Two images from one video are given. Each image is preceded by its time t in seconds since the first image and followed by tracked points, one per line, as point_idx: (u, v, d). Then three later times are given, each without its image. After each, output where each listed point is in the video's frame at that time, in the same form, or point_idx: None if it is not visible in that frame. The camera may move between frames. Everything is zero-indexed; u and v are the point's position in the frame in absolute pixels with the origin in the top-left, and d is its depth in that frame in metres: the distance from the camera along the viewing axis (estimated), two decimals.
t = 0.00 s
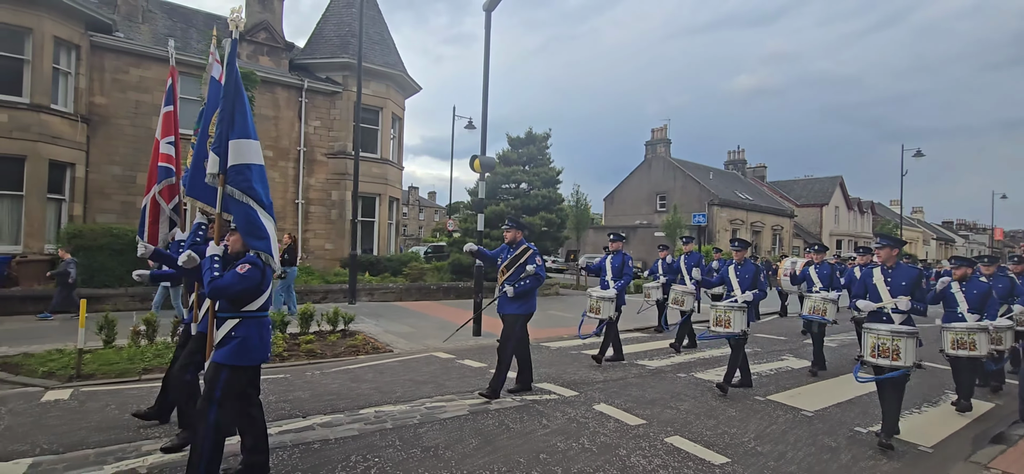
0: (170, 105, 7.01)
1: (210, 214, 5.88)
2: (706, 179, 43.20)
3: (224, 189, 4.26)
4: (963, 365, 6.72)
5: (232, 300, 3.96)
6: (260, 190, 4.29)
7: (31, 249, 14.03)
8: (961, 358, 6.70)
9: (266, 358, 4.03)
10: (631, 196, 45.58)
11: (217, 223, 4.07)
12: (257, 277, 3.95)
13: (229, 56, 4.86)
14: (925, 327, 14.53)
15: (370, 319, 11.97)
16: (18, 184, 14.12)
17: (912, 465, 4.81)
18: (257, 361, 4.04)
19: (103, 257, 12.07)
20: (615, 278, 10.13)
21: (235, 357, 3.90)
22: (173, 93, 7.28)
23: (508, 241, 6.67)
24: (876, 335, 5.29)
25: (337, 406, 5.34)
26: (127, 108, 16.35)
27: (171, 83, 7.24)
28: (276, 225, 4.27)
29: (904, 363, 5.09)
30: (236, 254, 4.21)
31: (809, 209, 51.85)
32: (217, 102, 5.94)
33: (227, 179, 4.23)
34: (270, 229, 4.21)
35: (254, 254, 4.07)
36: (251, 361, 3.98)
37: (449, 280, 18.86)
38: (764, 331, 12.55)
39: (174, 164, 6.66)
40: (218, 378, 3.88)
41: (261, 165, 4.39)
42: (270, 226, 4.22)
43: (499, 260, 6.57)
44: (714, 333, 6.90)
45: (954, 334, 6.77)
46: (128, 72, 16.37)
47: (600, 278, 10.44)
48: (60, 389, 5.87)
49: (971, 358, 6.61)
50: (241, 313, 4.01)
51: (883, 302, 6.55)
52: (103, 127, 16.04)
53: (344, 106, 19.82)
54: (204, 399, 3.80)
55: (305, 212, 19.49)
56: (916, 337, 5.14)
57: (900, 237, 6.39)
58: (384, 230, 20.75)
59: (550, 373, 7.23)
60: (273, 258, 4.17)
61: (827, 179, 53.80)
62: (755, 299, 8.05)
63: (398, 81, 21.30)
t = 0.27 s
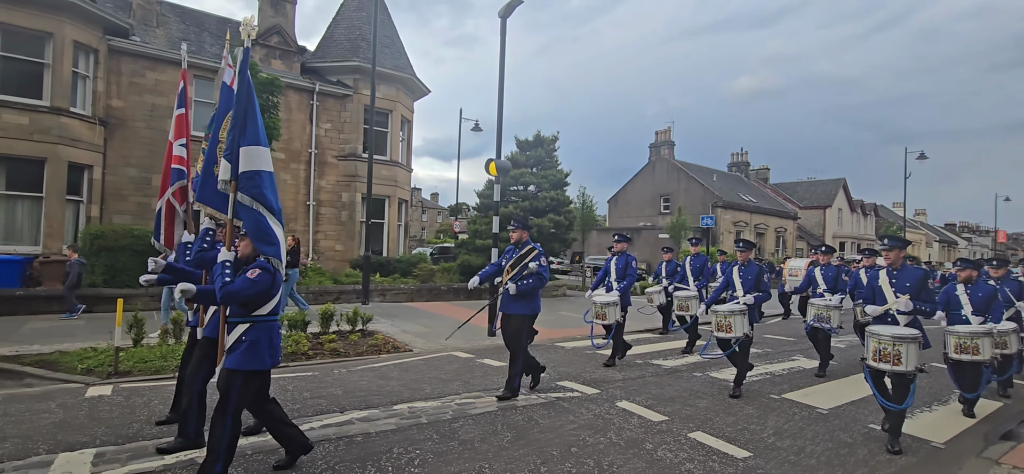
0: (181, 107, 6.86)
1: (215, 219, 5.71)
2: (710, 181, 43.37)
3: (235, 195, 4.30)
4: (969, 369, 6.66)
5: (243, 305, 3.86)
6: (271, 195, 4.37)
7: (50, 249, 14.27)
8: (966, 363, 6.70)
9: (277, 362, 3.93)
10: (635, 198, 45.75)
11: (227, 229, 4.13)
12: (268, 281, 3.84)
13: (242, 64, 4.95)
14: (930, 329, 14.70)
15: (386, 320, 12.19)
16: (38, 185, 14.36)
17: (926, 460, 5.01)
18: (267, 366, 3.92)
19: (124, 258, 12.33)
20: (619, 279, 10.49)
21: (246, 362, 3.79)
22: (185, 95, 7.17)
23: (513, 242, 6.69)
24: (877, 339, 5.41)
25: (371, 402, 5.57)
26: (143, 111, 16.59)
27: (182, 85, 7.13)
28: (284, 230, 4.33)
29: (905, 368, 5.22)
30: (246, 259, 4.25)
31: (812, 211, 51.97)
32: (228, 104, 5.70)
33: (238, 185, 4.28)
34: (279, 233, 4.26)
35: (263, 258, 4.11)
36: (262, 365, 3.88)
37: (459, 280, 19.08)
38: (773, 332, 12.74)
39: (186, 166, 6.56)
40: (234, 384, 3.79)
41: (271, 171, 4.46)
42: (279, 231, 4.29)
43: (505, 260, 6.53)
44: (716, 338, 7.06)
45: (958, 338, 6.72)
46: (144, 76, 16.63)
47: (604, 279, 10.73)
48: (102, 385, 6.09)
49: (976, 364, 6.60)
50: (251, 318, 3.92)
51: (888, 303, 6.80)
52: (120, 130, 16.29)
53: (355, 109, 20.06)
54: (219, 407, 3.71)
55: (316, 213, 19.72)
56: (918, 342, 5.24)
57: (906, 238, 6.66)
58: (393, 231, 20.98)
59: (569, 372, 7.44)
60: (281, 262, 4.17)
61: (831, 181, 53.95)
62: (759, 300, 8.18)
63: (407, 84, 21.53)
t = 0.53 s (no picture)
0: (188, 105, 6.88)
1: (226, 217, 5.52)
2: (714, 183, 43.52)
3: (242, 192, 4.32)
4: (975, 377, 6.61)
5: (250, 302, 3.88)
6: (277, 193, 4.39)
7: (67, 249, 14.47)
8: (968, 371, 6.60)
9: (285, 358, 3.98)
10: (638, 199, 45.88)
11: (235, 226, 4.12)
12: (275, 277, 3.87)
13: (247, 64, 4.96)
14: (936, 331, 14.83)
15: (399, 319, 12.36)
16: (55, 186, 14.55)
17: (940, 457, 5.17)
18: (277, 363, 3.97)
19: (143, 258, 12.54)
20: (622, 280, 10.72)
21: (259, 359, 3.84)
22: (191, 91, 7.18)
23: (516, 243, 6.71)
24: (882, 354, 5.16)
25: (399, 399, 5.75)
26: (158, 113, 16.79)
27: (189, 82, 7.13)
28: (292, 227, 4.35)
29: (913, 382, 5.02)
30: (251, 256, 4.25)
31: (816, 213, 52.04)
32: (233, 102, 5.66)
33: (245, 183, 4.31)
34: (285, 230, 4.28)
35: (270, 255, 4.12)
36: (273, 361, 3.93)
37: (467, 281, 19.25)
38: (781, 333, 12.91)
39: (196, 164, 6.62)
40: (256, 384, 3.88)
41: (277, 168, 4.50)
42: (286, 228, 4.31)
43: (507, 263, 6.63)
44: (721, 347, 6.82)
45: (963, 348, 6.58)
46: (158, 78, 16.83)
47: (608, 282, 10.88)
48: (136, 382, 6.28)
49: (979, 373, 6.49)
50: (259, 314, 3.94)
51: (892, 309, 6.57)
52: (135, 131, 16.49)
53: (364, 110, 20.26)
54: (247, 404, 3.82)
55: (326, 214, 19.90)
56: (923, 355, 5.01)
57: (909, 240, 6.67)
58: (402, 231, 21.16)
59: (587, 371, 7.61)
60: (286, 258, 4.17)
61: (834, 183, 54.05)
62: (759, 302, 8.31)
63: (416, 86, 21.72)
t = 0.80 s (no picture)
0: (200, 103, 6.60)
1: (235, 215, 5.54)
2: (719, 185, 43.65)
3: (251, 193, 4.24)
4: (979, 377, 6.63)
5: (257, 303, 3.91)
6: (286, 194, 4.32)
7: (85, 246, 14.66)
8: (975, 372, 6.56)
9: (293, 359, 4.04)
10: (643, 200, 45.98)
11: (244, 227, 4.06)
12: (283, 279, 3.91)
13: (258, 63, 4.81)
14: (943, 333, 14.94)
15: (414, 318, 12.54)
16: (73, 184, 14.74)
17: (959, 453, 5.32)
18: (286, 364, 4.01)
19: (163, 256, 12.77)
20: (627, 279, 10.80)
21: (269, 360, 3.89)
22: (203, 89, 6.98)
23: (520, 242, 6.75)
24: (891, 346, 5.24)
25: (430, 394, 5.91)
26: (173, 112, 16.96)
27: (200, 80, 6.92)
28: (300, 229, 4.29)
29: (921, 374, 5.08)
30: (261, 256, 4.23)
31: (820, 216, 52.10)
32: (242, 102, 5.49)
33: (254, 184, 4.22)
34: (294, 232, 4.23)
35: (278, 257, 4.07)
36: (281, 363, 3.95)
37: (477, 281, 19.42)
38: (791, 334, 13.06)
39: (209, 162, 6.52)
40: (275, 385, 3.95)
41: (286, 170, 4.40)
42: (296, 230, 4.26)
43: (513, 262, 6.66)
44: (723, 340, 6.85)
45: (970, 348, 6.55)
46: (174, 77, 17.02)
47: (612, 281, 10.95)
48: (171, 376, 6.44)
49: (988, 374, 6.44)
50: (266, 316, 3.97)
51: (902, 310, 6.59)
52: (151, 130, 16.67)
53: (375, 111, 20.44)
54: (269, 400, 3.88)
55: (337, 213, 20.08)
56: (933, 347, 5.09)
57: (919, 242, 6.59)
58: (411, 231, 21.34)
59: (607, 369, 7.77)
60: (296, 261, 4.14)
61: (838, 186, 54.13)
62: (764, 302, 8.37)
63: (426, 87, 21.90)
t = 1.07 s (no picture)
0: (213, 104, 7.11)
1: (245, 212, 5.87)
2: (722, 188, 43.82)
3: (261, 187, 4.66)
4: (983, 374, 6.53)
5: (269, 296, 3.94)
6: (295, 189, 4.70)
7: (100, 244, 14.85)
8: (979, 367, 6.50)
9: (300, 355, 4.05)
10: (647, 203, 46.13)
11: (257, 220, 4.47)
12: (294, 273, 3.94)
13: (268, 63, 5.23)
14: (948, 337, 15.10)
15: (428, 318, 12.71)
16: (89, 183, 14.93)
17: (971, 453, 5.48)
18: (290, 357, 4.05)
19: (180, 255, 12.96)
20: (631, 280, 10.96)
21: (272, 351, 3.90)
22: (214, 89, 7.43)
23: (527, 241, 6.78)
24: (897, 340, 5.20)
25: (457, 391, 6.09)
26: (187, 113, 17.14)
27: (211, 81, 7.40)
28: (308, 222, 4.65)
29: (926, 369, 5.00)
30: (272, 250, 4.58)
31: (822, 219, 52.25)
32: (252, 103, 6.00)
33: (265, 178, 4.64)
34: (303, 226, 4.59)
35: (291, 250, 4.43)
36: (287, 355, 4.00)
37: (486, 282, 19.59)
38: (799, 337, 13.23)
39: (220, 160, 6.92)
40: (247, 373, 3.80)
41: (295, 165, 4.79)
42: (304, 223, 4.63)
43: (518, 260, 6.62)
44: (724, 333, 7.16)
45: (973, 342, 6.52)
46: (188, 79, 17.21)
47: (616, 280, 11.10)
48: (202, 372, 6.63)
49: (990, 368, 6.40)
50: (277, 308, 4.01)
51: (908, 311, 6.59)
52: (165, 130, 16.86)
53: (385, 112, 20.64)
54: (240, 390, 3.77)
55: (347, 214, 20.28)
56: (941, 344, 5.00)
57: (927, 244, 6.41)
58: (420, 232, 21.52)
59: (623, 369, 7.95)
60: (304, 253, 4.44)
61: (841, 190, 54.31)
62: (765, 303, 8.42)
63: (436, 89, 22.11)
